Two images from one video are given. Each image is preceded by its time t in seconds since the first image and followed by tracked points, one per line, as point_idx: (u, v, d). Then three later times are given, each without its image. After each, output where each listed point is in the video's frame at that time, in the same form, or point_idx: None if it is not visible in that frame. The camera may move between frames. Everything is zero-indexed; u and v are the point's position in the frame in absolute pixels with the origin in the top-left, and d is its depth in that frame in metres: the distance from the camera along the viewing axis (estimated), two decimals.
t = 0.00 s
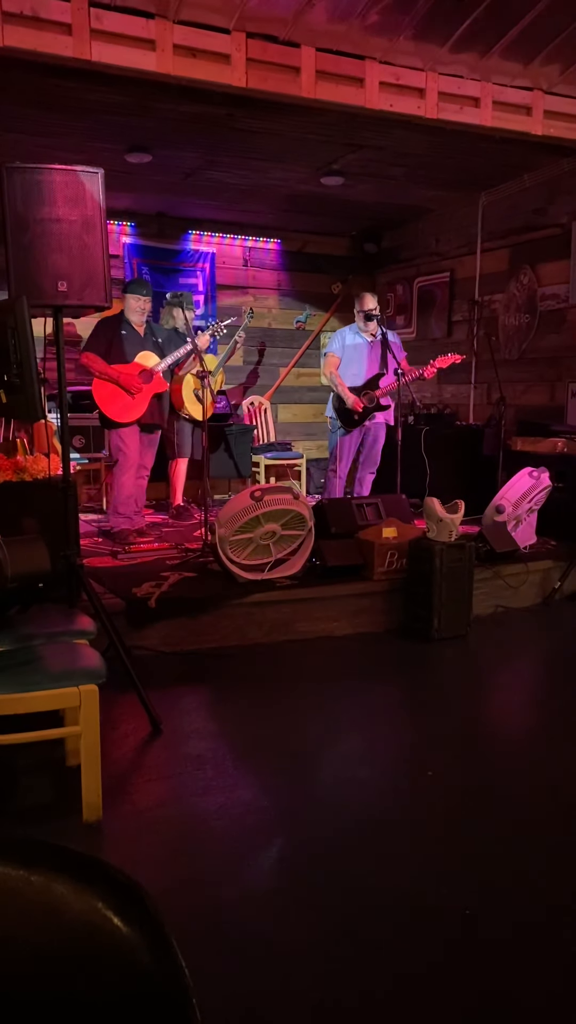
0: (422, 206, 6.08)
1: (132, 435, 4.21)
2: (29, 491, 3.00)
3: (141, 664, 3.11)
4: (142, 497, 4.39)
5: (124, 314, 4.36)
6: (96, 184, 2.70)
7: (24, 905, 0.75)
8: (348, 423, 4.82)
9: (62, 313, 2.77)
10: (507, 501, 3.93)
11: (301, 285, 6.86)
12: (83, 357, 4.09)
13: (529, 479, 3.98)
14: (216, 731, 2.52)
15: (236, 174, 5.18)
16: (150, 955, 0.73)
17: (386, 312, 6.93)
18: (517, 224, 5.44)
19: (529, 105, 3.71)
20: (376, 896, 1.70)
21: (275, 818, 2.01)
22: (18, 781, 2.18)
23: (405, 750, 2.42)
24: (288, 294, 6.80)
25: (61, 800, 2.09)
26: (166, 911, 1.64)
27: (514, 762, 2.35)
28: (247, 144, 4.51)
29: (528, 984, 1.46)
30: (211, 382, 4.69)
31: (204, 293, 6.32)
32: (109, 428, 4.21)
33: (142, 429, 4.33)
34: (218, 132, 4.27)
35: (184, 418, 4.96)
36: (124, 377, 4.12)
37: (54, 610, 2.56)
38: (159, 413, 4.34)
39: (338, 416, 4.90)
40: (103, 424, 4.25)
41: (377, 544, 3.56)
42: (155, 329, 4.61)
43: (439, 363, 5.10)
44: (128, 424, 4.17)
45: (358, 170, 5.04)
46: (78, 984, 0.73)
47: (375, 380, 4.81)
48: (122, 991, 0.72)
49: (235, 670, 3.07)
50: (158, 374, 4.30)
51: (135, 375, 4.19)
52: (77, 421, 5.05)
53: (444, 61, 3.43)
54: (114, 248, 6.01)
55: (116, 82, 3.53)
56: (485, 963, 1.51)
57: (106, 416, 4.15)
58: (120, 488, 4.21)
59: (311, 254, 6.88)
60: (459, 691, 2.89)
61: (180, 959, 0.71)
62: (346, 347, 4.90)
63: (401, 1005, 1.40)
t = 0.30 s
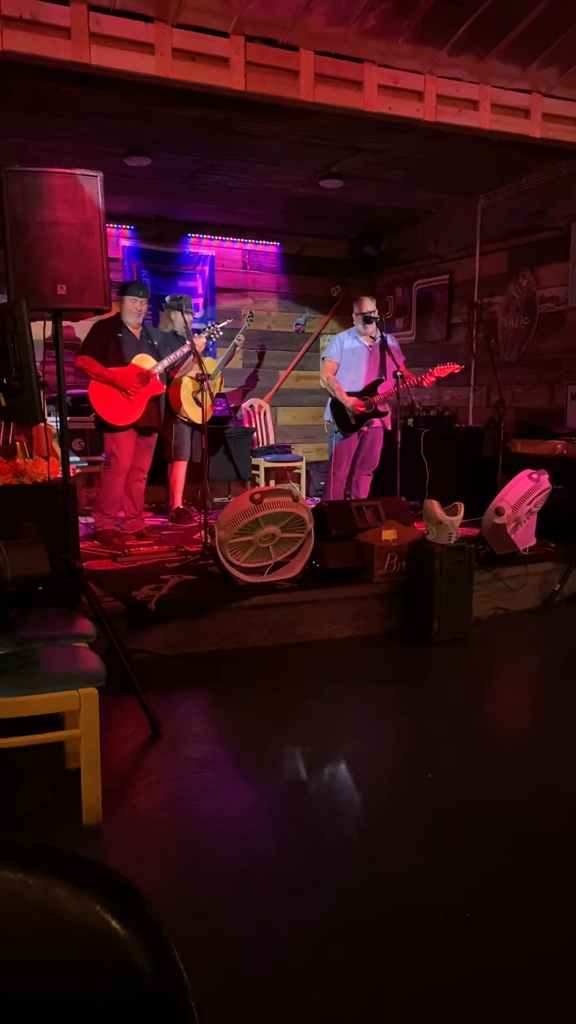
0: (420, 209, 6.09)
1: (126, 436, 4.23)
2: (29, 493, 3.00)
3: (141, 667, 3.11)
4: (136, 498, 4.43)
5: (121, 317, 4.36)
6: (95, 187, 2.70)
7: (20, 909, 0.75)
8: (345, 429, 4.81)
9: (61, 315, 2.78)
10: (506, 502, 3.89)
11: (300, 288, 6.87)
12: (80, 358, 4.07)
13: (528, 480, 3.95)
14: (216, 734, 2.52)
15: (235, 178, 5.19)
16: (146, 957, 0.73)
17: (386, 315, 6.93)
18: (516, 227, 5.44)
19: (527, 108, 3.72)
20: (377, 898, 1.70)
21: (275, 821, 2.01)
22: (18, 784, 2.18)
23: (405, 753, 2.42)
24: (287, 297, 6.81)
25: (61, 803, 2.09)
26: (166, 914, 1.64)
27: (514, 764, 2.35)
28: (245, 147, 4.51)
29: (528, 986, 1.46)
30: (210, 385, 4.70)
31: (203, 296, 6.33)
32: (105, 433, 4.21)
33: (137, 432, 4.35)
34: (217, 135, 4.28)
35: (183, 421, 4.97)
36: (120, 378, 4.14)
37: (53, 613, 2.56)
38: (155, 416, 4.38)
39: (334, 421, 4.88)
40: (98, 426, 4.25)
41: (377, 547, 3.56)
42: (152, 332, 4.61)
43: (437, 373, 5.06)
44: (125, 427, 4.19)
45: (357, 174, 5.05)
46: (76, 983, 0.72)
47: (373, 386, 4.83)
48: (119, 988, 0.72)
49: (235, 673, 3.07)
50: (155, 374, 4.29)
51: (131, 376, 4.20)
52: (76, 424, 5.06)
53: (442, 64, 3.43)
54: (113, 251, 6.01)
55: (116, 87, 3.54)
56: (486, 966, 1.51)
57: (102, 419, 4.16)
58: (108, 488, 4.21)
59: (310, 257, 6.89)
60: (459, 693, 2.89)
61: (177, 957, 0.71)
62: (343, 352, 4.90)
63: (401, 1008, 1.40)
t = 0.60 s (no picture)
0: (420, 214, 6.11)
1: (119, 443, 4.21)
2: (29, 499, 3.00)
3: (141, 673, 3.11)
4: (135, 503, 4.44)
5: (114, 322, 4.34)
6: (96, 193, 2.71)
7: (22, 916, 0.75)
8: (343, 435, 4.83)
9: (62, 321, 2.78)
10: (507, 506, 3.89)
11: (300, 293, 6.88)
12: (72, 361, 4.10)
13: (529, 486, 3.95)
14: (216, 739, 2.52)
15: (235, 183, 5.20)
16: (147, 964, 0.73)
17: (386, 319, 6.94)
18: (516, 231, 5.45)
19: (527, 114, 3.74)
20: (378, 904, 1.70)
21: (276, 826, 2.01)
22: (19, 790, 2.18)
23: (407, 758, 2.41)
24: (288, 302, 6.82)
25: (62, 808, 2.09)
26: (167, 921, 1.64)
27: (515, 769, 2.35)
28: (246, 153, 4.52)
29: (529, 991, 1.46)
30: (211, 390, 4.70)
31: (204, 301, 6.33)
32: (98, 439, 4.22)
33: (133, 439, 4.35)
34: (217, 141, 4.29)
35: (183, 425, 4.97)
36: (112, 386, 4.15)
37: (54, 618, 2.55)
38: (150, 422, 4.38)
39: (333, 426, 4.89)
40: (92, 434, 4.25)
41: (378, 552, 3.56)
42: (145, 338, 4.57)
43: (435, 381, 5.05)
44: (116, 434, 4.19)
45: (357, 179, 5.06)
46: (77, 988, 0.73)
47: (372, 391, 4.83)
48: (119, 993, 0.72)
49: (235, 677, 3.08)
50: (148, 382, 4.30)
51: (123, 385, 4.22)
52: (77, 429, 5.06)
53: (442, 70, 3.45)
54: (114, 257, 6.02)
55: (117, 93, 3.55)
56: (487, 971, 1.51)
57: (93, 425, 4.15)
58: (102, 494, 4.20)
59: (310, 262, 6.91)
60: (460, 698, 2.89)
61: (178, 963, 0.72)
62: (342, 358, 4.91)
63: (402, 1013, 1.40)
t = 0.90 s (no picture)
0: (421, 218, 6.11)
1: (114, 448, 4.23)
2: (29, 503, 3.00)
3: (141, 678, 3.10)
4: (135, 507, 4.44)
5: (110, 326, 4.34)
6: (96, 199, 2.71)
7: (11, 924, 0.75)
8: (341, 438, 4.83)
9: (62, 326, 2.79)
10: (508, 510, 3.91)
11: (301, 297, 6.89)
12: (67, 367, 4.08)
13: (529, 489, 3.97)
14: (216, 744, 2.52)
15: (235, 188, 5.21)
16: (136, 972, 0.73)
17: (386, 324, 6.95)
18: (517, 236, 5.46)
19: (526, 118, 3.74)
20: (377, 909, 1.70)
21: (276, 831, 2.01)
22: (18, 795, 2.18)
23: (406, 762, 2.41)
24: (288, 306, 6.83)
25: (61, 814, 2.08)
26: (166, 926, 1.63)
27: (516, 774, 2.34)
28: (246, 158, 4.53)
29: (528, 998, 1.45)
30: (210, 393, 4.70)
31: (205, 306, 6.34)
32: (93, 444, 4.23)
33: (126, 443, 4.35)
34: (218, 146, 4.30)
35: (184, 430, 4.98)
36: (106, 392, 4.14)
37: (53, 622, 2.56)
38: (146, 427, 4.38)
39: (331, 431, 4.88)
40: (87, 439, 4.26)
41: (378, 556, 3.56)
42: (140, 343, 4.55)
43: (434, 383, 5.05)
44: (111, 439, 4.19)
45: (358, 184, 5.07)
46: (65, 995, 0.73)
47: (371, 395, 4.84)
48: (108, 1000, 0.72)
49: (235, 682, 3.07)
50: (142, 388, 4.31)
51: (117, 390, 4.21)
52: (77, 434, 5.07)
53: (441, 75, 3.45)
54: (115, 261, 6.00)
55: (117, 99, 3.56)
56: (486, 976, 1.50)
57: (88, 431, 4.15)
58: (101, 499, 4.21)
59: (310, 267, 6.92)
60: (461, 703, 2.88)
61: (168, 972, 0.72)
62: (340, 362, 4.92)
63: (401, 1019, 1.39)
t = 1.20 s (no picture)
0: (424, 223, 6.11)
1: (113, 452, 4.24)
2: (29, 506, 3.01)
3: (142, 681, 3.10)
4: (136, 511, 4.44)
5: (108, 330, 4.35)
6: (96, 204, 2.72)
7: None
8: (341, 440, 4.79)
9: (63, 330, 2.80)
10: (510, 515, 3.88)
11: (304, 302, 6.90)
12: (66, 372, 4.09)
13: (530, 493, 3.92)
14: (216, 748, 2.52)
15: (238, 193, 5.22)
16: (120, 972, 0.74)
17: (389, 328, 6.96)
18: (518, 240, 5.47)
19: (527, 122, 3.76)
20: (376, 913, 1.70)
21: (276, 835, 2.01)
22: (17, 798, 2.18)
23: (406, 766, 2.41)
24: (291, 311, 6.84)
25: (61, 817, 2.08)
26: (164, 929, 1.63)
27: (516, 778, 2.33)
28: (247, 163, 4.54)
29: (526, 1002, 1.45)
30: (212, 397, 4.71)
31: (207, 310, 6.35)
32: (92, 449, 4.23)
33: (124, 447, 4.36)
34: (219, 151, 4.32)
35: (186, 434, 4.99)
36: (105, 396, 4.15)
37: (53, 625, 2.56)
38: (144, 431, 4.38)
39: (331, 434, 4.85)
40: (86, 443, 4.27)
41: (379, 560, 3.56)
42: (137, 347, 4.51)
43: (435, 386, 5.06)
44: (111, 443, 4.19)
45: (359, 188, 5.08)
46: (57, 997, 0.74)
47: (371, 398, 4.85)
48: (92, 999, 0.74)
49: (236, 686, 3.07)
50: (140, 391, 4.29)
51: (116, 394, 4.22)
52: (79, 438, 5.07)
53: (442, 80, 3.46)
54: (117, 266, 6.05)
55: (119, 104, 3.58)
56: (484, 981, 1.50)
57: (87, 436, 4.16)
58: (102, 503, 4.22)
59: (313, 271, 6.93)
60: (462, 706, 2.88)
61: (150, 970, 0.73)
62: (340, 365, 4.93)
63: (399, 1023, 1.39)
